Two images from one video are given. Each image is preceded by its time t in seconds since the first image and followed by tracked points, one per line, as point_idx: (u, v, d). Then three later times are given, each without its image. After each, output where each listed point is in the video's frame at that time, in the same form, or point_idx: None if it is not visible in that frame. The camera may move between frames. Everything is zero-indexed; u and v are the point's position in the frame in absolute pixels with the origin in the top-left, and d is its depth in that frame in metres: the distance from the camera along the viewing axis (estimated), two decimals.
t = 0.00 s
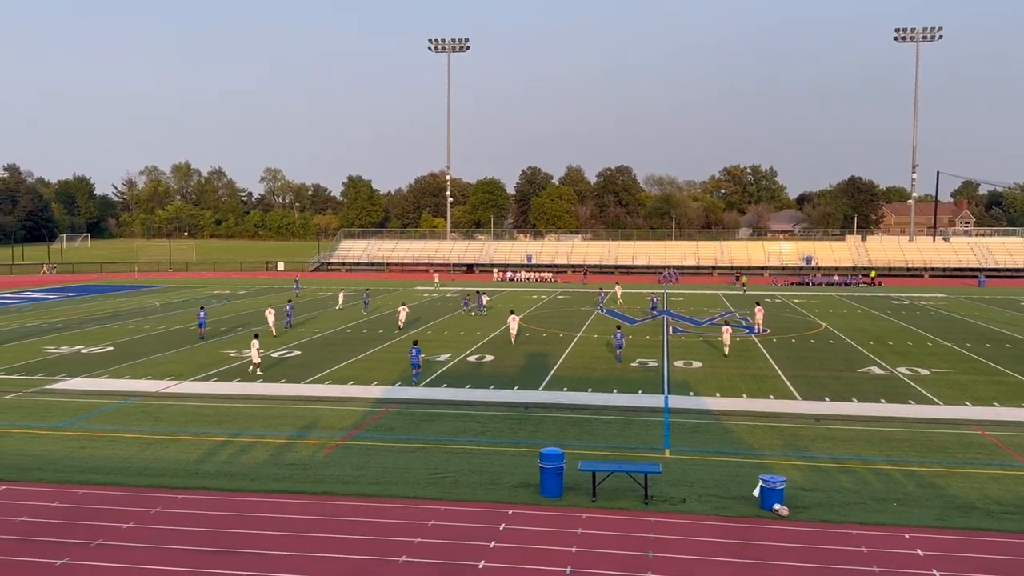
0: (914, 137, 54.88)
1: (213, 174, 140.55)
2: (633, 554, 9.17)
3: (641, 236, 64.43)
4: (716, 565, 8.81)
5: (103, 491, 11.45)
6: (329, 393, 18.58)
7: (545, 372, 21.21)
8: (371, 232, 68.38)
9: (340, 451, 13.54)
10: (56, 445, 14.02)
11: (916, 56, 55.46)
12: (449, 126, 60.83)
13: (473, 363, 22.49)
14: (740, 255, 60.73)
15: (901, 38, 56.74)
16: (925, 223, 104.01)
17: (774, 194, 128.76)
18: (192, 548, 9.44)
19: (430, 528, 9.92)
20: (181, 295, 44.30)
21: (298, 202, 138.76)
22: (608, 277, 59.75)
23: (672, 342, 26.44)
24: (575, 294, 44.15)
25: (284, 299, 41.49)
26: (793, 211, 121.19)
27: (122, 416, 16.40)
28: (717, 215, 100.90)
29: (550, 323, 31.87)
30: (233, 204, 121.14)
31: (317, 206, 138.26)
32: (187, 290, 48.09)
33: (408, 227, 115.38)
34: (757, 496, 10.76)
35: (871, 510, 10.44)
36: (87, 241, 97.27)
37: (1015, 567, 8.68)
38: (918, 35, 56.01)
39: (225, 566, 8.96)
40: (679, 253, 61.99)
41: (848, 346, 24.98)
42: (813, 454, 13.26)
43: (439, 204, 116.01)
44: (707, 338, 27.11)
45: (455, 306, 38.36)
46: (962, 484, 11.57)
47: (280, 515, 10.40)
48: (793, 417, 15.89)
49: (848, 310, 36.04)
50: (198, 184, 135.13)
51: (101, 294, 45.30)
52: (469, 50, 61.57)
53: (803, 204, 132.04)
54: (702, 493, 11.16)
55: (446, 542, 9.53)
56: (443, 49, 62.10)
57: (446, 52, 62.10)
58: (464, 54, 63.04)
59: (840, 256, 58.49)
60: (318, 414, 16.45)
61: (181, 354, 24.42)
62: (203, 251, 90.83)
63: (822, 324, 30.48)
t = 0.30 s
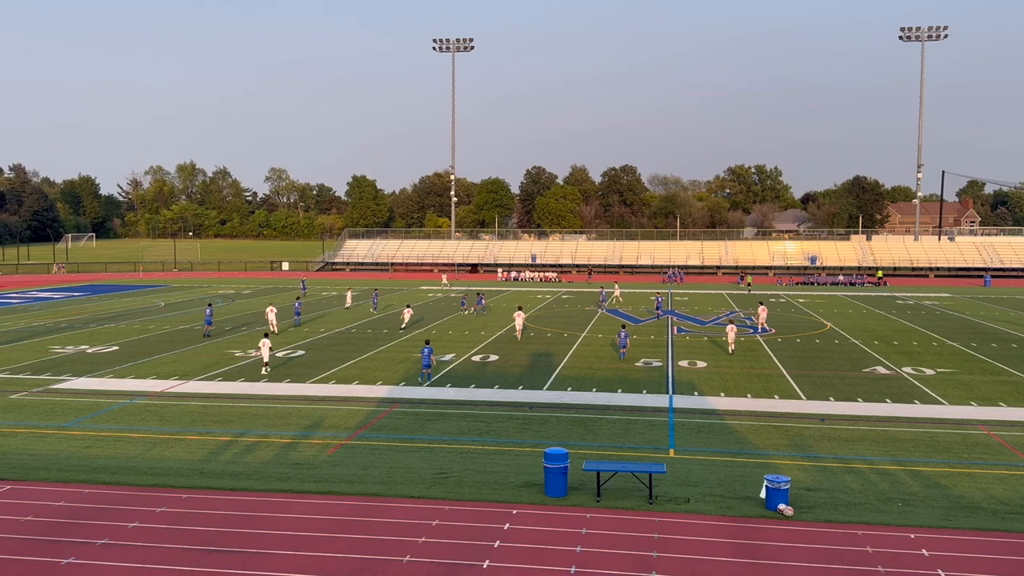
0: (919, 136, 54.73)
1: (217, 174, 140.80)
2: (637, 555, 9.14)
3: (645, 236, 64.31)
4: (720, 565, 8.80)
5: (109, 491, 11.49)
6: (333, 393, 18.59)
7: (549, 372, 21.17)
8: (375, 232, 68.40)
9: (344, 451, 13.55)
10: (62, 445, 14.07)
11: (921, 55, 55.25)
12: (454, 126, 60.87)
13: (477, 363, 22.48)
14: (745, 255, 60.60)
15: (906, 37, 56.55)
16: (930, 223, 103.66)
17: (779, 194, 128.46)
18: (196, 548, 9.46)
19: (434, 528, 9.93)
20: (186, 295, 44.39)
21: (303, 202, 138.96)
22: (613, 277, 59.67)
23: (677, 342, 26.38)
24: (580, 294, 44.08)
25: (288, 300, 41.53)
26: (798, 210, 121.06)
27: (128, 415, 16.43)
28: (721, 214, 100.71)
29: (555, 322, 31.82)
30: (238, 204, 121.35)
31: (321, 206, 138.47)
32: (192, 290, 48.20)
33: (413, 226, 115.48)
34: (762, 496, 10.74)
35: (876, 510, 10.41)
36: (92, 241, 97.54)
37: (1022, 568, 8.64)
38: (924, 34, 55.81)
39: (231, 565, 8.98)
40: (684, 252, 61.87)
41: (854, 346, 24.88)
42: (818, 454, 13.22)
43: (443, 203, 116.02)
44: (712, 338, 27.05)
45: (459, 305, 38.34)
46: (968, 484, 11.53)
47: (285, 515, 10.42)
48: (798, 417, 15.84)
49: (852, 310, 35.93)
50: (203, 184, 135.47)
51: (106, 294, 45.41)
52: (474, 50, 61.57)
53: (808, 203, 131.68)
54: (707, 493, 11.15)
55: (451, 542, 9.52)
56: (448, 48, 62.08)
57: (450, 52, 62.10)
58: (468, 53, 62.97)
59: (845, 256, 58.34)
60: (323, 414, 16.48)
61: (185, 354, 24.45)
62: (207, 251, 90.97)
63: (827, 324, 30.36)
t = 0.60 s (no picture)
0: (921, 136, 54.68)
1: (220, 175, 140.95)
2: (639, 555, 9.13)
3: (647, 236, 64.31)
4: (720, 566, 8.79)
5: (112, 491, 11.49)
6: (335, 392, 18.64)
7: (550, 372, 21.20)
8: (376, 232, 68.45)
9: (346, 451, 13.57)
10: (64, 444, 14.10)
11: (924, 55, 55.19)
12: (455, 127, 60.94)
13: (479, 363, 22.51)
14: (747, 256, 60.58)
15: (907, 37, 56.51)
16: (932, 223, 103.58)
17: (781, 194, 128.36)
18: (198, 548, 9.47)
19: (437, 528, 9.94)
20: (188, 295, 44.44)
21: (304, 202, 139.06)
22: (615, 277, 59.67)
23: (678, 342, 26.40)
24: (581, 294, 44.08)
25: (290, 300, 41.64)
26: (800, 210, 120.97)
27: (130, 415, 16.46)
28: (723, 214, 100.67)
29: (557, 323, 31.82)
30: (240, 204, 121.47)
31: (323, 206, 138.57)
32: (194, 290, 48.29)
33: (414, 227, 115.63)
34: (764, 497, 10.75)
35: (877, 511, 10.40)
36: (95, 242, 97.64)
37: None
38: (926, 34, 55.73)
39: (233, 566, 8.98)
40: (686, 253, 61.84)
41: (856, 346, 24.89)
42: (821, 454, 13.20)
43: (445, 204, 116.08)
44: (713, 338, 27.05)
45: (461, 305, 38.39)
46: (970, 484, 11.52)
47: (288, 515, 10.42)
48: (800, 417, 15.84)
49: (855, 310, 35.86)
50: (205, 184, 135.64)
51: (109, 294, 45.51)
52: (475, 50, 61.60)
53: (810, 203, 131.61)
54: (709, 493, 11.14)
55: (453, 542, 9.52)
56: (449, 49, 62.08)
57: (452, 52, 62.12)
58: (470, 54, 62.93)
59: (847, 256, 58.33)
60: (325, 414, 16.48)
61: (187, 353, 24.59)
62: (209, 251, 91.08)
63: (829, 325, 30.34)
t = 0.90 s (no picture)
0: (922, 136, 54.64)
1: (221, 175, 140.95)
2: (640, 555, 9.13)
3: (648, 236, 64.26)
4: (722, 565, 8.79)
5: (114, 491, 11.49)
6: (337, 392, 18.63)
7: (551, 372, 21.19)
8: (377, 232, 68.47)
9: (347, 451, 13.56)
10: (66, 444, 14.11)
11: (925, 54, 55.15)
12: (456, 127, 60.97)
13: (480, 363, 22.49)
14: (748, 255, 60.54)
15: (908, 37, 56.47)
16: (933, 223, 103.54)
17: (782, 194, 128.31)
18: (200, 547, 9.47)
19: (438, 527, 9.95)
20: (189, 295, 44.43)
21: (305, 202, 139.11)
22: (616, 277, 59.65)
23: (680, 342, 26.39)
24: (582, 294, 44.06)
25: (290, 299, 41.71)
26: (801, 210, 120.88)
27: (131, 415, 16.46)
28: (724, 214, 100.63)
29: (559, 322, 31.79)
30: (241, 204, 121.48)
31: (324, 206, 138.61)
32: (195, 290, 48.38)
33: (415, 226, 115.67)
34: (765, 496, 10.73)
35: (878, 510, 10.39)
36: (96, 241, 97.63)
37: None
38: (927, 34, 55.69)
39: (235, 566, 8.99)
40: (687, 253, 61.83)
41: (857, 346, 24.84)
42: (822, 454, 13.18)
43: (446, 204, 116.11)
44: (714, 338, 27.01)
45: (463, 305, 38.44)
46: (971, 484, 11.51)
47: (290, 515, 10.42)
48: (802, 417, 15.82)
49: (857, 310, 35.78)
50: (206, 184, 135.69)
51: (110, 294, 45.56)
52: (476, 50, 61.64)
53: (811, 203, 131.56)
54: (710, 493, 11.13)
55: (455, 542, 9.52)
56: (450, 49, 62.10)
57: (453, 52, 62.14)
58: (471, 53, 62.89)
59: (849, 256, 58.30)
60: (326, 414, 16.48)
61: (189, 352, 24.69)
62: (210, 251, 91.15)
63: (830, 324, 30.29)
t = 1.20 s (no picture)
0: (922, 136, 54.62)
1: (221, 174, 140.97)
2: (641, 555, 9.12)
3: (649, 235, 64.23)
4: (722, 566, 8.78)
5: (115, 491, 11.49)
6: (337, 392, 18.60)
7: (551, 372, 21.18)
8: (377, 232, 68.46)
9: (347, 451, 13.56)
10: (65, 444, 14.11)
11: (925, 53, 55.14)
12: (456, 126, 60.99)
13: (480, 363, 22.46)
14: (748, 255, 60.52)
15: (908, 37, 56.45)
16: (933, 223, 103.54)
17: (782, 194, 128.32)
18: (200, 547, 9.48)
19: (438, 527, 9.94)
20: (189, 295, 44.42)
21: (305, 202, 139.10)
22: (616, 277, 59.65)
23: (680, 342, 26.36)
24: (582, 294, 44.04)
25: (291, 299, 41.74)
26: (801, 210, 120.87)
27: (131, 415, 16.46)
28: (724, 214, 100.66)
29: (559, 322, 31.77)
30: (241, 203, 121.48)
31: (324, 206, 138.60)
32: (196, 290, 48.40)
33: (416, 226, 115.72)
34: (765, 497, 10.73)
35: (878, 510, 10.39)
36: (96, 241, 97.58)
37: None
38: (927, 33, 55.67)
39: (235, 566, 8.99)
40: (687, 252, 61.81)
41: (857, 346, 24.82)
42: (822, 454, 13.18)
43: (446, 203, 116.10)
44: (714, 338, 26.98)
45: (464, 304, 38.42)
46: (971, 484, 11.51)
47: (290, 515, 10.41)
48: (802, 417, 15.82)
49: (857, 310, 35.74)
50: (206, 183, 135.68)
51: (110, 294, 45.56)
52: (475, 49, 61.60)
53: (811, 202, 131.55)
54: (711, 493, 11.13)
55: (456, 542, 9.52)
56: (450, 48, 62.08)
57: (452, 51, 62.12)
58: (471, 53, 62.80)
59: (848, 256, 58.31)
60: (326, 414, 16.46)
61: (189, 352, 24.67)
62: (211, 251, 91.16)
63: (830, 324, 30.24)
